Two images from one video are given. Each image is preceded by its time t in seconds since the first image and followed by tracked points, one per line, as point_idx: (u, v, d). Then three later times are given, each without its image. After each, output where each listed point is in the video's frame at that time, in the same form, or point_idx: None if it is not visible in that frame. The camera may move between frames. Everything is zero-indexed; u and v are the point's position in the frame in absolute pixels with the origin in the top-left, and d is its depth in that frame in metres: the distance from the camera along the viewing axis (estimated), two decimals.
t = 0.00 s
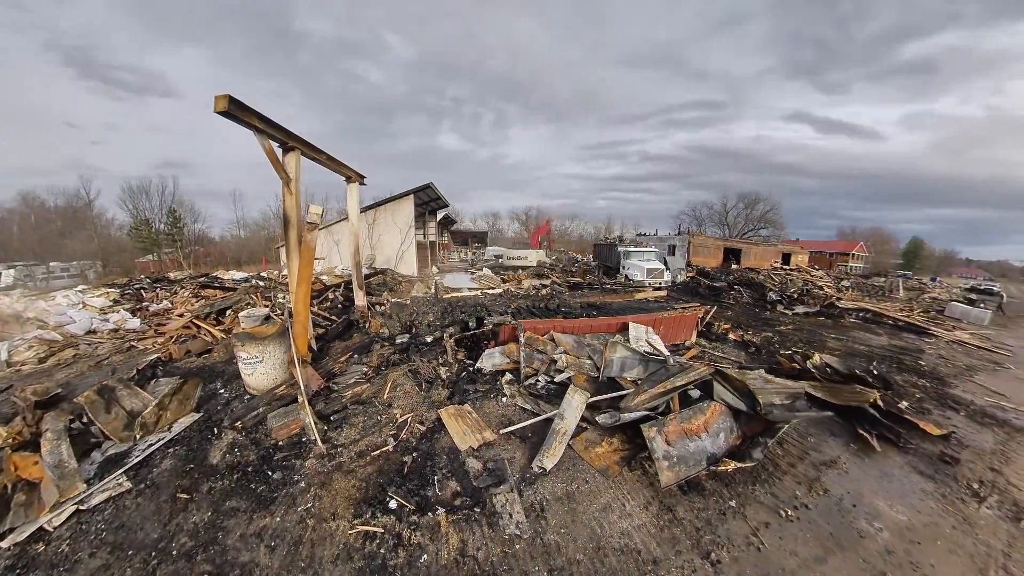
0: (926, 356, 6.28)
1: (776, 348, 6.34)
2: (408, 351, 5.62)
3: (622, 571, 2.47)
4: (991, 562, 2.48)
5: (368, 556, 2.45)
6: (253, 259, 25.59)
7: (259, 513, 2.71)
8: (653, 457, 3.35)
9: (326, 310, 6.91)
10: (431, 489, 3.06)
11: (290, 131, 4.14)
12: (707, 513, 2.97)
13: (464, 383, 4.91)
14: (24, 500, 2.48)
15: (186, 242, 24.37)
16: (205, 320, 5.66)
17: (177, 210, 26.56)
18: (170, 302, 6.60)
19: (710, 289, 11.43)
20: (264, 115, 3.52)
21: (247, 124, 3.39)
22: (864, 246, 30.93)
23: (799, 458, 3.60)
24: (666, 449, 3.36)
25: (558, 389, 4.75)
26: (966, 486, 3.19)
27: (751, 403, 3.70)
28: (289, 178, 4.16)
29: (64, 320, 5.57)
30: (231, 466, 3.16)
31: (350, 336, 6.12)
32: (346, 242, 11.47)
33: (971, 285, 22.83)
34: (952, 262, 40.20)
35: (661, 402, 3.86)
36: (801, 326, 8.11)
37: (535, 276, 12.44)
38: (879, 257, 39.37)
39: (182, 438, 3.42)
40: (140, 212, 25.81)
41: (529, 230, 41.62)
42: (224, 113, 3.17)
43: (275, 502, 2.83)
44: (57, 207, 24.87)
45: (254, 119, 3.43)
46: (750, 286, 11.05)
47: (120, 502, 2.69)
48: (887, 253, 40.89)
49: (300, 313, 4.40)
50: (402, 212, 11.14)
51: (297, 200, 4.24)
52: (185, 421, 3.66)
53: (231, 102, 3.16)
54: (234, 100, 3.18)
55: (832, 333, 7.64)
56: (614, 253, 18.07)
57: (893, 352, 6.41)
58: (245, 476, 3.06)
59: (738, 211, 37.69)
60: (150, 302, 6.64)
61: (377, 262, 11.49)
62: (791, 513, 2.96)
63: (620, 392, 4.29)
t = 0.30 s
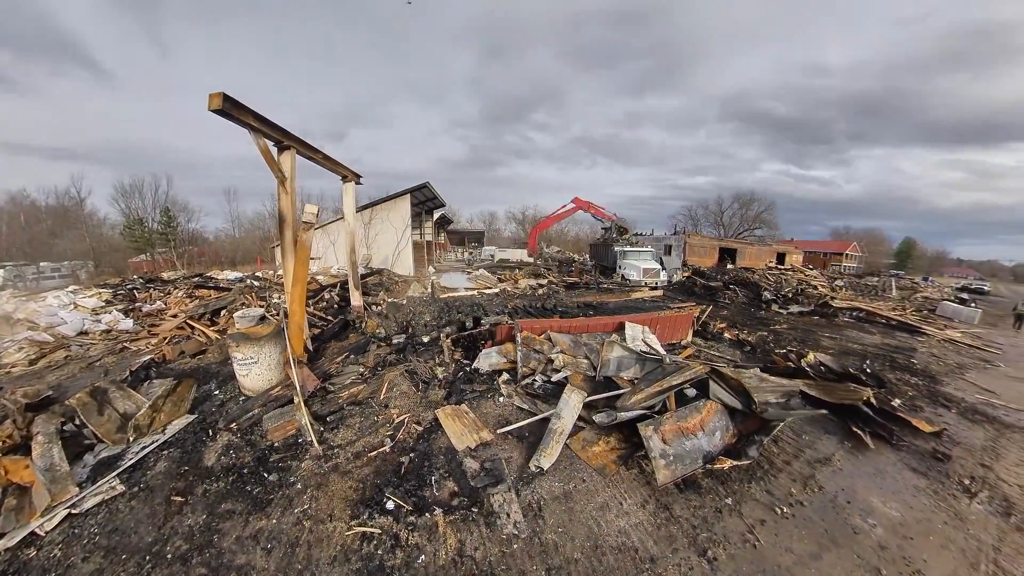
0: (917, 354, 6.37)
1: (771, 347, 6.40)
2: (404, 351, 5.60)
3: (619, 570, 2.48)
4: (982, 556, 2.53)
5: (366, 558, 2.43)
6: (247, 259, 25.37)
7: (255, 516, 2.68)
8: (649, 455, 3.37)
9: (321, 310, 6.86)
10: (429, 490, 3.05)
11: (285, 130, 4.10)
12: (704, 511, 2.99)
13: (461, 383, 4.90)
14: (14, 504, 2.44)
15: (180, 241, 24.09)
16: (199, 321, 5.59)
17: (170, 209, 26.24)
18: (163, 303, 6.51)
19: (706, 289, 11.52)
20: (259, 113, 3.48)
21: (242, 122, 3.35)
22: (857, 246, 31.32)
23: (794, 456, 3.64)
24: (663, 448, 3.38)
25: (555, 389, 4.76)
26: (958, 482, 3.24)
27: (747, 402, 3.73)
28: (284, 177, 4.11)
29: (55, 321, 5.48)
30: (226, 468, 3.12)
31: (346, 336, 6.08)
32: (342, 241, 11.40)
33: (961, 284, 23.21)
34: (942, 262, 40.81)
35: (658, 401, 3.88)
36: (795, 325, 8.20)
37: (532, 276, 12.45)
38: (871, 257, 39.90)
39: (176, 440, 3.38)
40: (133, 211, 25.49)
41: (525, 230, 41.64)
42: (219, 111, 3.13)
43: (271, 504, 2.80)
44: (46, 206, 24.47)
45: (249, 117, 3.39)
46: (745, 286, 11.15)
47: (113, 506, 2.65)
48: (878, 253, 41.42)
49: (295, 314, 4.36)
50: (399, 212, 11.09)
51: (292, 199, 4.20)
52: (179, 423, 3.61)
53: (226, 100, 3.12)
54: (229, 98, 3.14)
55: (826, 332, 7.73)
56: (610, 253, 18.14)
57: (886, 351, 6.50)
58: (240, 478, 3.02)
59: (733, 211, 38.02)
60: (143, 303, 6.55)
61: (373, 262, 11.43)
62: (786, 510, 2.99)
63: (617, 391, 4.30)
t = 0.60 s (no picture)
0: (914, 354, 6.42)
1: (768, 347, 6.43)
2: (403, 352, 5.59)
3: (618, 569, 2.48)
4: (978, 553, 2.55)
5: (364, 559, 2.42)
6: (245, 259, 25.28)
7: (253, 517, 2.67)
8: (648, 454, 3.38)
9: (319, 310, 6.84)
10: (428, 491, 3.04)
11: (283, 130, 4.08)
12: (703, 510, 3.00)
13: (460, 383, 4.90)
14: (9, 507, 2.42)
15: (177, 241, 23.97)
16: (197, 321, 5.56)
17: (167, 209, 26.08)
18: (160, 303, 6.47)
19: (704, 289, 11.56)
20: (256, 112, 3.46)
21: (239, 121, 3.34)
22: (853, 246, 31.51)
23: (791, 454, 3.66)
24: (661, 447, 3.40)
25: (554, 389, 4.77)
26: (954, 480, 3.27)
27: (744, 401, 3.76)
28: (282, 177, 4.10)
29: (51, 321, 5.43)
30: (223, 469, 3.11)
31: (344, 336, 6.07)
32: (340, 241, 11.37)
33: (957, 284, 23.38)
34: (937, 262, 41.12)
35: (656, 400, 3.89)
36: (793, 325, 8.24)
37: (531, 276, 12.46)
38: (868, 257, 40.16)
39: (174, 442, 3.36)
40: (129, 211, 25.32)
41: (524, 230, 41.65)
42: (216, 110, 3.11)
43: (269, 505, 2.79)
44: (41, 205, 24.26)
45: (246, 116, 3.37)
46: (743, 286, 11.19)
47: (110, 508, 2.63)
48: (875, 253, 41.70)
49: (293, 314, 4.34)
50: (397, 211, 11.07)
51: (290, 199, 4.18)
52: (177, 424, 3.59)
53: (223, 99, 3.10)
54: (226, 97, 3.13)
55: (823, 331, 7.77)
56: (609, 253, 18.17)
57: (883, 350, 6.54)
58: (238, 480, 3.01)
59: (731, 211, 38.16)
60: (140, 303, 6.51)
61: (371, 262, 11.40)
62: (784, 509, 3.01)
63: (615, 391, 4.31)
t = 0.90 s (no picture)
0: (907, 353, 6.50)
1: (763, 346, 6.48)
2: (399, 352, 5.57)
3: (616, 568, 2.49)
4: (970, 549, 2.59)
5: (361, 560, 2.41)
6: (240, 259, 25.07)
7: (248, 519, 2.65)
8: (645, 454, 3.40)
9: (315, 310, 6.80)
10: (425, 491, 3.03)
11: (279, 129, 4.05)
12: (699, 508, 3.02)
13: (457, 383, 4.89)
14: None
15: (171, 241, 23.74)
16: (191, 322, 5.50)
17: (161, 208, 25.78)
18: (154, 304, 6.39)
19: (700, 288, 11.64)
20: (252, 111, 3.43)
21: (234, 120, 3.30)
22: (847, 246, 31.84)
23: (787, 452, 3.69)
24: (658, 447, 3.41)
25: (551, 389, 4.77)
26: (946, 477, 3.32)
27: (740, 400, 3.79)
28: (277, 176, 4.06)
29: (41, 322, 5.34)
30: (218, 471, 3.07)
31: (340, 336, 6.03)
32: (336, 241, 11.30)
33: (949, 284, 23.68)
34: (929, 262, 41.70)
35: (653, 400, 3.91)
36: (788, 324, 8.32)
37: (528, 276, 12.46)
38: (861, 257, 40.61)
39: (168, 444, 3.32)
40: (122, 210, 24.99)
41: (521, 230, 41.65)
42: (211, 109, 3.08)
43: (265, 507, 2.76)
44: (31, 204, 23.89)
45: (241, 115, 3.34)
46: (738, 285, 11.28)
47: (103, 512, 2.59)
48: (868, 254, 42.20)
49: (288, 315, 4.30)
50: (393, 211, 11.02)
51: (285, 199, 4.15)
52: (171, 425, 3.54)
53: (217, 97, 3.07)
54: (221, 96, 3.09)
55: (818, 331, 7.84)
56: (605, 253, 18.21)
57: (876, 349, 6.61)
58: (234, 482, 2.98)
59: (727, 211, 38.43)
60: (133, 303, 6.43)
61: (367, 262, 11.34)
62: (780, 506, 3.03)
63: (612, 390, 4.33)
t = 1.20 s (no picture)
0: (898, 351, 6.61)
1: (757, 345, 6.56)
2: (395, 352, 5.54)
3: (613, 566, 2.50)
4: (959, 542, 2.65)
5: (358, 562, 2.40)
6: (234, 259, 24.78)
7: (243, 522, 2.62)
8: (641, 452, 3.42)
9: (310, 311, 6.74)
10: (421, 492, 3.02)
11: (273, 127, 4.00)
12: (695, 506, 3.05)
13: (453, 383, 4.87)
14: None
15: (163, 241, 23.42)
16: (183, 323, 5.42)
17: (152, 207, 25.38)
18: (145, 304, 6.29)
19: (695, 288, 11.74)
20: (245, 109, 3.39)
21: (227, 118, 3.25)
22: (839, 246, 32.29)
23: (781, 449, 3.74)
24: (654, 445, 3.44)
25: (547, 389, 4.79)
26: (936, 473, 3.38)
27: (735, 397, 3.83)
28: (271, 175, 4.01)
29: (30, 323, 5.23)
30: (212, 474, 3.03)
31: (335, 337, 5.98)
32: (331, 241, 11.21)
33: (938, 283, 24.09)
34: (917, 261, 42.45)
35: (648, 398, 3.94)
36: (781, 323, 8.42)
37: (524, 276, 12.47)
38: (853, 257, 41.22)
39: (161, 446, 3.27)
40: (113, 209, 24.55)
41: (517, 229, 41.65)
42: (204, 107, 3.03)
43: (260, 510, 2.73)
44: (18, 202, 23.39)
45: (234, 113, 3.29)
46: (733, 285, 11.39)
47: (95, 517, 2.55)
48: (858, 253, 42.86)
49: (283, 316, 4.25)
50: (388, 211, 10.95)
51: (279, 198, 4.10)
52: (163, 428, 3.49)
53: (210, 95, 3.02)
54: (214, 93, 3.05)
55: (811, 329, 7.95)
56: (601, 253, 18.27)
57: (868, 348, 6.72)
58: (228, 484, 2.94)
59: (721, 212, 38.77)
60: (124, 304, 6.33)
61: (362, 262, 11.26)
62: (774, 503, 3.07)
63: (608, 389, 4.35)
